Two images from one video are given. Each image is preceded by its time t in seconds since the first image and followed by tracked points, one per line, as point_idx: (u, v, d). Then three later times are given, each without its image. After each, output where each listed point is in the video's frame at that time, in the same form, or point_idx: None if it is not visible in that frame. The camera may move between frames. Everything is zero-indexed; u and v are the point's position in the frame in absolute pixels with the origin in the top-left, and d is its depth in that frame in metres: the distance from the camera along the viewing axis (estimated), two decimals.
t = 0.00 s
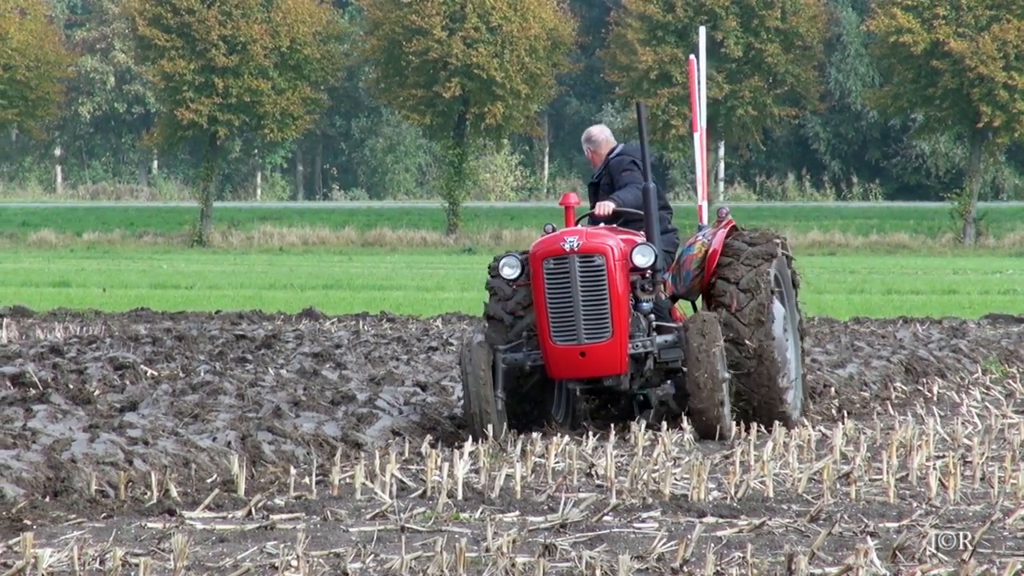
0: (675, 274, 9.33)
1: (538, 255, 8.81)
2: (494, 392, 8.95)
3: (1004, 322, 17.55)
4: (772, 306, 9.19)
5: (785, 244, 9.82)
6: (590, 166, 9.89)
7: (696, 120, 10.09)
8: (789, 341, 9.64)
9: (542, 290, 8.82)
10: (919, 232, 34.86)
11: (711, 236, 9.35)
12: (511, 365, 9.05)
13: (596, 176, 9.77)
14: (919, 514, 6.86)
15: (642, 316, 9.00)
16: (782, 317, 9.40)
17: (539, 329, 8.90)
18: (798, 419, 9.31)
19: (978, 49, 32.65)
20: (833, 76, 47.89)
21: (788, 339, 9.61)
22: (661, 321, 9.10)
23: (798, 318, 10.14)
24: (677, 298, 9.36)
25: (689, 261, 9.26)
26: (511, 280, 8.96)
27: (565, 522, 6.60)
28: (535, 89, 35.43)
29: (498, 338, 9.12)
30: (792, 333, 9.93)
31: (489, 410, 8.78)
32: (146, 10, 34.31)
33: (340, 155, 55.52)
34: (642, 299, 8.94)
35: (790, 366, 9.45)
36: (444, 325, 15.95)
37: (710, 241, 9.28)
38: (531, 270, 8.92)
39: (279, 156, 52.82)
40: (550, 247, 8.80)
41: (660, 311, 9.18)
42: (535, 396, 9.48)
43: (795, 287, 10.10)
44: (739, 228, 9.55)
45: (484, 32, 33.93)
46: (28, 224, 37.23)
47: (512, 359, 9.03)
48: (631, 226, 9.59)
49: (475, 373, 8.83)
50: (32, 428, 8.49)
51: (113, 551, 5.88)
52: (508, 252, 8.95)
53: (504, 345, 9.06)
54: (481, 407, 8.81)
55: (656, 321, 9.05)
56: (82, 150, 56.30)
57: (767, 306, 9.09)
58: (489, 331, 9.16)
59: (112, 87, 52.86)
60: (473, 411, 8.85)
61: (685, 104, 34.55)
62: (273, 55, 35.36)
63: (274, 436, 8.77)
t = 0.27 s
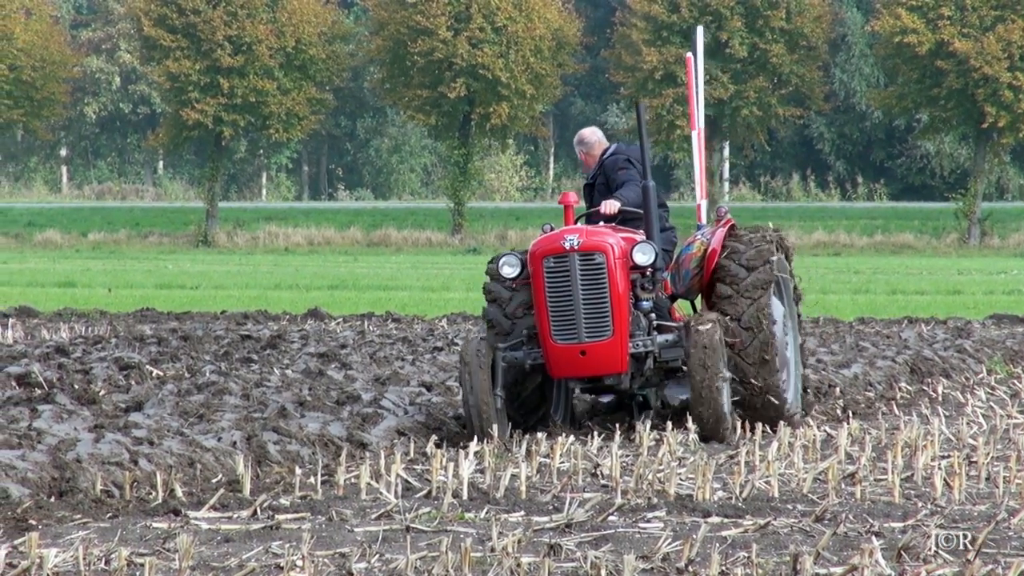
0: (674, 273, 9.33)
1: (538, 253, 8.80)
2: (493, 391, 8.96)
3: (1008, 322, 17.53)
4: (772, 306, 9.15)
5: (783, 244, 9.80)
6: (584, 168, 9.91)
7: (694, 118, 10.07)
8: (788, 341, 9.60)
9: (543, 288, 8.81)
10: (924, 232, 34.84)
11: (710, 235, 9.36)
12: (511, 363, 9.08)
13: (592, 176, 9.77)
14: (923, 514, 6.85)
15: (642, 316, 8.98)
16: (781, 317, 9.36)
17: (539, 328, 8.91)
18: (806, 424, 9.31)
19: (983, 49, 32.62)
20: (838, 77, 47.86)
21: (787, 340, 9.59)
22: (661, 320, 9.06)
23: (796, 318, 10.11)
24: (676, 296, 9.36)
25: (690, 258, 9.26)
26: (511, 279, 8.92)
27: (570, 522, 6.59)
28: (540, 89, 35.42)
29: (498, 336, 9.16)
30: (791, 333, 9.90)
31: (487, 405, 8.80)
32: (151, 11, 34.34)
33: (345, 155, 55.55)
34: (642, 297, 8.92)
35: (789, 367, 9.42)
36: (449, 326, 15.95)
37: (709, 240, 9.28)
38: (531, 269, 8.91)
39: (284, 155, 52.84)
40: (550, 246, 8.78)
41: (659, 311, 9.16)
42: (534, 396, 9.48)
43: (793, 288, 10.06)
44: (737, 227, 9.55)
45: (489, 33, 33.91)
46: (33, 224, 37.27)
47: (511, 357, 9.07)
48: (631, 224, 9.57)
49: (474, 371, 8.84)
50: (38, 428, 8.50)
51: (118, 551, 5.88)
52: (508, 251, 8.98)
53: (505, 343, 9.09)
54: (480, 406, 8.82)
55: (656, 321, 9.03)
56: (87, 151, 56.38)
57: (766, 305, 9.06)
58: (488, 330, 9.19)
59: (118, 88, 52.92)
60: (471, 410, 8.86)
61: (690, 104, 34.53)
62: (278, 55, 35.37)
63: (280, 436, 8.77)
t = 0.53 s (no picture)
0: (673, 273, 9.32)
1: (539, 256, 8.78)
2: (494, 392, 8.93)
3: (1014, 323, 17.51)
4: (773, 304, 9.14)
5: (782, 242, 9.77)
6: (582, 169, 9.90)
7: (689, 118, 10.05)
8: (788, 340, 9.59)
9: (544, 292, 8.78)
10: (929, 232, 34.81)
11: (709, 234, 9.35)
12: (512, 365, 9.04)
13: (590, 178, 9.76)
14: (929, 514, 6.83)
15: (643, 318, 8.96)
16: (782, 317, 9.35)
17: (540, 330, 8.88)
18: (815, 425, 9.35)
19: (989, 49, 32.58)
20: (843, 77, 47.84)
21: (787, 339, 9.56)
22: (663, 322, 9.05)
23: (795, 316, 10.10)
24: (676, 297, 9.33)
25: (688, 260, 9.26)
26: (512, 282, 8.93)
27: (575, 522, 6.58)
28: (546, 89, 35.40)
29: (498, 336, 9.09)
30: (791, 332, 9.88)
31: (488, 408, 8.77)
32: (157, 11, 34.37)
33: (351, 155, 55.61)
34: (642, 299, 8.90)
35: (789, 367, 9.42)
36: (454, 326, 15.95)
37: (709, 240, 9.27)
38: (531, 273, 8.88)
39: (290, 155, 52.88)
40: (551, 249, 8.76)
41: (660, 312, 9.15)
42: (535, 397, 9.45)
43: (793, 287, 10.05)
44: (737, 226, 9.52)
45: (494, 33, 33.89)
46: (38, 224, 37.29)
47: (513, 358, 9.02)
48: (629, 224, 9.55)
49: (474, 373, 8.81)
50: (43, 428, 8.50)
51: (123, 551, 5.88)
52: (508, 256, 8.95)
53: (506, 343, 9.04)
54: (481, 408, 8.79)
55: (658, 323, 9.01)
56: (92, 151, 56.44)
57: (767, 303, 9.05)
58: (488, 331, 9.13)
59: (123, 88, 52.96)
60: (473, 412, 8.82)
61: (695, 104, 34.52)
62: (283, 55, 35.38)
63: (285, 437, 8.77)
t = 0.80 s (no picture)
0: (674, 274, 9.19)
1: (539, 256, 8.79)
2: (494, 392, 8.89)
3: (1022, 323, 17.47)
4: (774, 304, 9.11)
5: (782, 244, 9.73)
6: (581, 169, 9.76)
7: (690, 117, 10.04)
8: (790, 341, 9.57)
9: (545, 291, 8.77)
10: (937, 232, 34.74)
11: (709, 235, 9.22)
12: (513, 364, 8.99)
13: (595, 178, 9.65)
14: (937, 514, 6.80)
15: (644, 318, 8.94)
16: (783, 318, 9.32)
17: (541, 330, 8.86)
18: (824, 426, 9.33)
19: (997, 49, 32.52)
20: (851, 77, 47.78)
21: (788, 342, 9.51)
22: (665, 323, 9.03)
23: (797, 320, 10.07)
24: (677, 298, 9.22)
25: (689, 260, 9.13)
26: (512, 282, 8.86)
27: (583, 522, 6.56)
28: (554, 89, 35.36)
29: (499, 336, 9.02)
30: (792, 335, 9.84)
31: (488, 409, 8.71)
32: (164, 11, 34.39)
33: (359, 155, 55.63)
34: (643, 299, 8.88)
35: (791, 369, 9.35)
36: (462, 326, 15.94)
37: (709, 241, 9.15)
38: (532, 273, 8.86)
39: (298, 155, 52.90)
40: (551, 249, 8.77)
41: (662, 314, 9.11)
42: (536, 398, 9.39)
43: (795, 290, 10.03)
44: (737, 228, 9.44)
45: (502, 33, 33.86)
46: (45, 224, 37.32)
47: (513, 359, 8.98)
48: (632, 225, 9.52)
49: (475, 373, 8.76)
50: (50, 428, 8.49)
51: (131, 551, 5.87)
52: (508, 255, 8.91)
53: (506, 343, 8.99)
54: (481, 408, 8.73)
55: (660, 325, 8.99)
56: (100, 151, 56.52)
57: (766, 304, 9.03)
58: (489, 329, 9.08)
59: (131, 88, 53.00)
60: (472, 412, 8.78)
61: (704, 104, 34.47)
62: (291, 55, 35.38)
63: (292, 437, 8.76)
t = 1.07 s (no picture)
0: (673, 275, 9.16)
1: (538, 261, 8.72)
2: (494, 395, 8.85)
3: None
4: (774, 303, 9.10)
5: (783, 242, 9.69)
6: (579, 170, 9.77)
7: (687, 117, 10.02)
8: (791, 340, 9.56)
9: (544, 296, 8.72)
10: (945, 232, 34.69)
11: (708, 235, 9.23)
12: (513, 367, 8.93)
13: (595, 176, 9.64)
14: (945, 514, 6.79)
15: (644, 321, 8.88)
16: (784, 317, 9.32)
17: (541, 334, 8.80)
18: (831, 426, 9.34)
19: (1005, 49, 32.46)
20: (859, 77, 47.71)
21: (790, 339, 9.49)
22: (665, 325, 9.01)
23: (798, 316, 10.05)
24: (676, 298, 9.19)
25: (688, 260, 9.12)
26: (511, 287, 8.80)
27: (591, 522, 6.55)
28: (562, 89, 35.33)
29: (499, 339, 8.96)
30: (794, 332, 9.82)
31: (488, 412, 8.67)
32: (173, 11, 34.40)
33: (367, 155, 55.70)
34: (643, 302, 8.83)
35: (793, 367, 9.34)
36: (470, 326, 15.94)
37: (708, 241, 9.15)
38: (531, 277, 8.80)
39: (306, 155, 52.94)
40: (550, 253, 8.70)
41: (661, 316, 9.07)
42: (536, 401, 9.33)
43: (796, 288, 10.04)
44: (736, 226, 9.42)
45: (511, 33, 33.84)
46: (54, 224, 37.37)
47: (513, 362, 8.92)
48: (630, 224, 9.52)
49: (474, 377, 8.71)
50: (59, 428, 8.49)
51: (140, 551, 5.86)
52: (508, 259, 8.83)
53: (506, 346, 8.93)
54: (481, 411, 8.68)
55: (660, 327, 8.95)
56: (109, 151, 56.61)
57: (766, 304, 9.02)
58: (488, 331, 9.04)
59: (139, 88, 53.06)
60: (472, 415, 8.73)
61: (712, 104, 34.43)
62: (300, 56, 35.40)
63: (301, 437, 8.76)
